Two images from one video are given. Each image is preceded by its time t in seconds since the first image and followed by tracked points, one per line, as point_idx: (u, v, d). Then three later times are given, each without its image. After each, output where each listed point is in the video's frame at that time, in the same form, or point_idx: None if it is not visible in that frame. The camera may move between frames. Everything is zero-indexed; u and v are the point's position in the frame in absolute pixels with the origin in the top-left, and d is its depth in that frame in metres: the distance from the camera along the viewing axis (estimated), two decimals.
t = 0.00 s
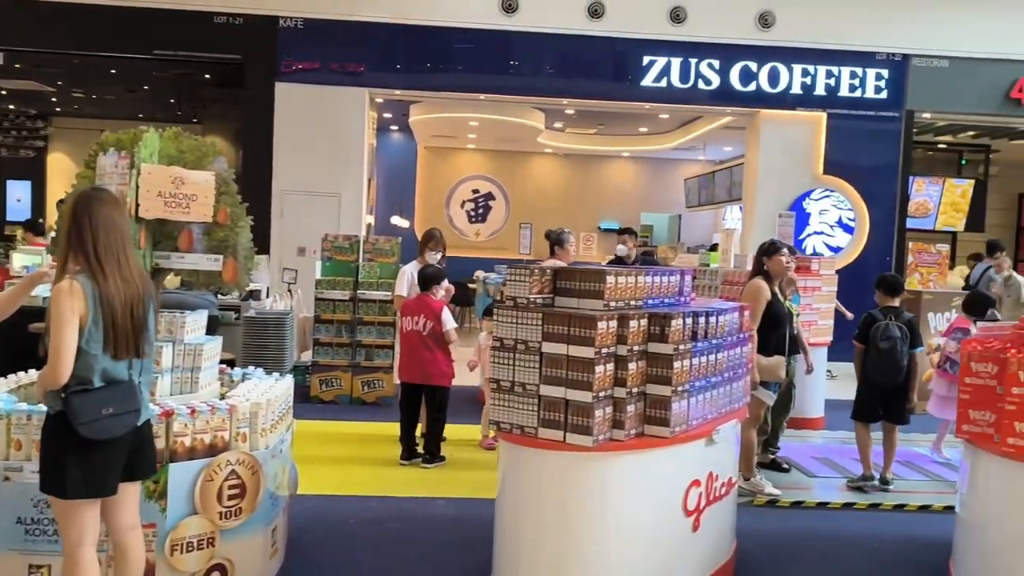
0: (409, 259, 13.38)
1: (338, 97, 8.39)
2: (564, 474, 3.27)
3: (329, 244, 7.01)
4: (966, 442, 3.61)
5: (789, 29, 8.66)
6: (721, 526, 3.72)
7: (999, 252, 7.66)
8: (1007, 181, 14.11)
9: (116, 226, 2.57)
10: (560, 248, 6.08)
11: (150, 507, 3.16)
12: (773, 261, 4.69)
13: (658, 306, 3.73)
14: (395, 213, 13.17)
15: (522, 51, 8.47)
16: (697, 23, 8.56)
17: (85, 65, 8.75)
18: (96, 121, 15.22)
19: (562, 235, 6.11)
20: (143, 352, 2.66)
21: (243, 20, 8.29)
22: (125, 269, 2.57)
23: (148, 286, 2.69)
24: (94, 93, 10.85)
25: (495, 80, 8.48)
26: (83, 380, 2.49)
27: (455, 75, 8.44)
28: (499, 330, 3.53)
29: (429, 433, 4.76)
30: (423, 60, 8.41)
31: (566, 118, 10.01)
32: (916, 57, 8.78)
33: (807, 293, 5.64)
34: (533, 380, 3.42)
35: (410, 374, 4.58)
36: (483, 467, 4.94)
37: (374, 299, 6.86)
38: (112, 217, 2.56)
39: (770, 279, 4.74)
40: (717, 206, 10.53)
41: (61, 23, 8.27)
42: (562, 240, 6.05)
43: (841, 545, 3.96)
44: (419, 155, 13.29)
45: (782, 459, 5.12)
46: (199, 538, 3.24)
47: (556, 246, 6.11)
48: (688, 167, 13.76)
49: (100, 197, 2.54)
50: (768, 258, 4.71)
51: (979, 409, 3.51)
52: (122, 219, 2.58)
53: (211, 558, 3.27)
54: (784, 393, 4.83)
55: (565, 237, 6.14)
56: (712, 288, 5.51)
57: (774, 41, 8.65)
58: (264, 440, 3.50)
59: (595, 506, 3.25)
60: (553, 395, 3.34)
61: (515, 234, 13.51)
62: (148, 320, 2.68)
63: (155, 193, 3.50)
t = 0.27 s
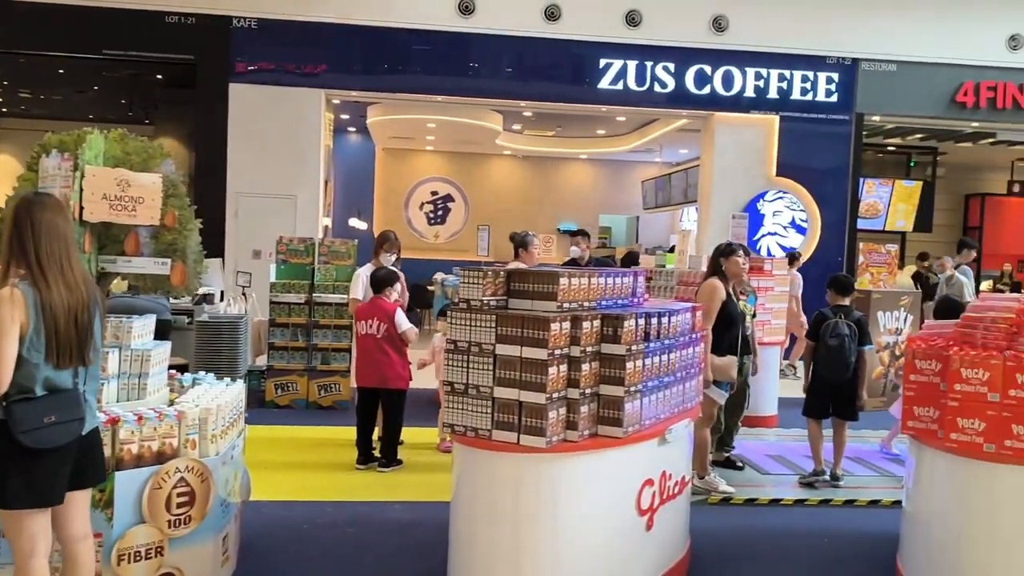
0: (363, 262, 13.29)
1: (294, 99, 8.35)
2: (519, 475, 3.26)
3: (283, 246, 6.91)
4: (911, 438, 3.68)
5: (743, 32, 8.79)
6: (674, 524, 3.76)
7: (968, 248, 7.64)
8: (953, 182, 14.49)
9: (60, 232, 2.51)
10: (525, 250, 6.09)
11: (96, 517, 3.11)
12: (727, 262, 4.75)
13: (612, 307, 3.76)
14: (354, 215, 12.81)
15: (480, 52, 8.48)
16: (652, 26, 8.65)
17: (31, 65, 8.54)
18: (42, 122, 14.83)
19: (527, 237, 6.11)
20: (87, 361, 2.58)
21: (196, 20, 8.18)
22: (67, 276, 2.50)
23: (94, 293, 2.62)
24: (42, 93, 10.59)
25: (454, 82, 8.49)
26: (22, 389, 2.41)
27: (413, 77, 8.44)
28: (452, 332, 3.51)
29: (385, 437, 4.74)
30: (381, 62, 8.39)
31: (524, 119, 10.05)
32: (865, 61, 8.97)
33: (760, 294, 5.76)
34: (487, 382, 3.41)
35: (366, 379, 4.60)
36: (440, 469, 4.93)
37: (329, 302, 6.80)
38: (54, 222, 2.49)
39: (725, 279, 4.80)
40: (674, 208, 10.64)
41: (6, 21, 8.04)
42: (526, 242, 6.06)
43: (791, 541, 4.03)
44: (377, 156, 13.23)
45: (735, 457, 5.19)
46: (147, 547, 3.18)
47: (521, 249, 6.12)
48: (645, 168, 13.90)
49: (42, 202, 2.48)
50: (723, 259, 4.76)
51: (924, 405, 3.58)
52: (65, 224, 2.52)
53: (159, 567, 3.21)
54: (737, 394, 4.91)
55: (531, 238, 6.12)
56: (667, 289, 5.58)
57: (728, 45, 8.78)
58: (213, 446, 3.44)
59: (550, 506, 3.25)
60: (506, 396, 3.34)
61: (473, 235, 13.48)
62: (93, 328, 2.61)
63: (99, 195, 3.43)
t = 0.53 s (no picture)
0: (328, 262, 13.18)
1: (259, 97, 8.27)
2: (482, 476, 3.24)
3: (247, 246, 6.84)
4: (870, 434, 3.72)
5: (709, 32, 8.85)
6: (638, 522, 3.77)
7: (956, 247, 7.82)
8: (914, 181, 14.73)
9: (12, 233, 2.44)
10: (497, 251, 6.08)
11: (51, 523, 3.03)
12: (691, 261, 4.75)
13: (575, 306, 3.76)
14: (320, 213, 12.97)
15: (448, 51, 8.47)
16: (619, 26, 8.69)
17: None
18: None
19: (499, 237, 6.09)
20: (40, 365, 2.51)
21: (158, 17, 8.07)
22: (20, 277, 2.43)
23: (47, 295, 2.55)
24: None
25: (422, 81, 8.47)
26: None
27: (381, 76, 8.41)
28: (415, 332, 3.49)
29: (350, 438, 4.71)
30: (347, 60, 8.35)
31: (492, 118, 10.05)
32: (828, 62, 9.08)
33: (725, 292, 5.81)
34: (450, 382, 3.39)
35: (331, 380, 4.58)
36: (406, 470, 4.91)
37: (294, 303, 6.74)
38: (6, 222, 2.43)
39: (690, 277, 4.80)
40: (641, 207, 10.69)
41: None
42: (498, 242, 6.04)
43: (754, 537, 4.07)
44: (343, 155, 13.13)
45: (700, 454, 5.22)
46: (104, 553, 3.12)
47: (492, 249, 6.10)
48: (613, 168, 13.98)
49: None
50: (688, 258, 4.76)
51: (882, 401, 3.63)
52: (17, 224, 2.45)
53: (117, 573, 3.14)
54: (700, 393, 4.95)
55: (501, 239, 6.11)
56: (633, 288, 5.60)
57: (694, 45, 8.84)
58: (173, 450, 3.38)
59: (513, 507, 3.23)
60: (469, 397, 3.33)
61: (440, 235, 13.41)
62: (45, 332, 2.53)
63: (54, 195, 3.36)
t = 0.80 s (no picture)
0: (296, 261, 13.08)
1: (228, 95, 8.19)
2: (447, 476, 3.22)
3: (213, 245, 6.72)
4: (832, 432, 3.77)
5: (679, 33, 8.91)
6: (604, 521, 3.78)
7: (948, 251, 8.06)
8: (880, 183, 14.95)
9: None
10: (472, 251, 6.06)
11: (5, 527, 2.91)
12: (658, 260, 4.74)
13: (542, 305, 3.76)
14: (289, 212, 13.04)
15: (419, 50, 8.45)
16: (589, 27, 8.72)
17: None
18: None
19: (474, 236, 6.06)
20: None
21: (123, 12, 7.96)
22: None
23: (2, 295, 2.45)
24: None
25: (393, 79, 8.44)
26: None
27: (351, 74, 8.37)
28: (380, 332, 3.47)
29: (317, 439, 4.68)
30: (317, 58, 8.29)
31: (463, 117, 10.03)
32: (795, 64, 9.18)
33: (693, 292, 5.86)
34: (415, 382, 3.37)
35: (299, 380, 4.54)
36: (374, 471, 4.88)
37: (261, 303, 6.68)
38: None
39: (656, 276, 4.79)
40: (611, 207, 10.72)
41: None
42: (473, 242, 6.02)
43: (719, 535, 4.10)
44: (313, 154, 13.09)
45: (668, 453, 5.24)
46: (61, 558, 3.06)
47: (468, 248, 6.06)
48: (583, 169, 14.05)
49: None
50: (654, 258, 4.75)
51: (844, 399, 3.68)
52: None
53: None
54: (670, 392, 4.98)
55: (477, 239, 6.10)
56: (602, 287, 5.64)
57: (663, 46, 8.89)
58: (132, 452, 3.33)
59: (479, 507, 3.22)
60: (435, 397, 3.31)
61: (410, 234, 13.36)
62: None
63: (12, 194, 3.29)
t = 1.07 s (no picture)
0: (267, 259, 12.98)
1: (199, 91, 8.11)
2: (417, 476, 3.21)
3: (183, 244, 6.71)
4: (801, 430, 3.81)
5: (653, 34, 8.95)
6: (574, 520, 3.79)
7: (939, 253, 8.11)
8: (849, 184, 15.14)
9: None
10: (452, 251, 6.03)
11: None
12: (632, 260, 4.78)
13: (513, 304, 3.76)
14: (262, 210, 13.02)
15: (394, 48, 8.42)
16: (563, 26, 8.74)
17: None
18: None
19: (453, 236, 6.03)
20: None
21: (91, 7, 7.85)
22: None
23: None
24: None
25: (367, 77, 8.41)
26: None
27: (325, 72, 8.32)
28: (349, 330, 3.44)
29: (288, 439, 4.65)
30: (290, 55, 8.23)
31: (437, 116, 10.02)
32: (767, 66, 9.26)
33: (665, 291, 5.90)
34: (385, 382, 3.35)
35: (272, 379, 4.49)
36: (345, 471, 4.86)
37: (232, 301, 6.62)
38: None
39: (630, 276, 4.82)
40: (585, 207, 10.74)
41: None
42: (452, 241, 5.99)
43: (688, 534, 4.13)
44: (286, 152, 13.01)
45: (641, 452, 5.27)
46: (24, 560, 2.99)
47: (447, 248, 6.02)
48: (558, 168, 14.09)
49: None
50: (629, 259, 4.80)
51: (812, 397, 3.72)
52: None
53: None
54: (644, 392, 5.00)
55: (456, 237, 6.07)
56: (576, 286, 5.68)
57: (637, 47, 8.93)
58: (96, 452, 3.28)
59: (448, 507, 3.21)
60: (405, 396, 3.30)
61: (382, 233, 13.31)
62: None
63: None
